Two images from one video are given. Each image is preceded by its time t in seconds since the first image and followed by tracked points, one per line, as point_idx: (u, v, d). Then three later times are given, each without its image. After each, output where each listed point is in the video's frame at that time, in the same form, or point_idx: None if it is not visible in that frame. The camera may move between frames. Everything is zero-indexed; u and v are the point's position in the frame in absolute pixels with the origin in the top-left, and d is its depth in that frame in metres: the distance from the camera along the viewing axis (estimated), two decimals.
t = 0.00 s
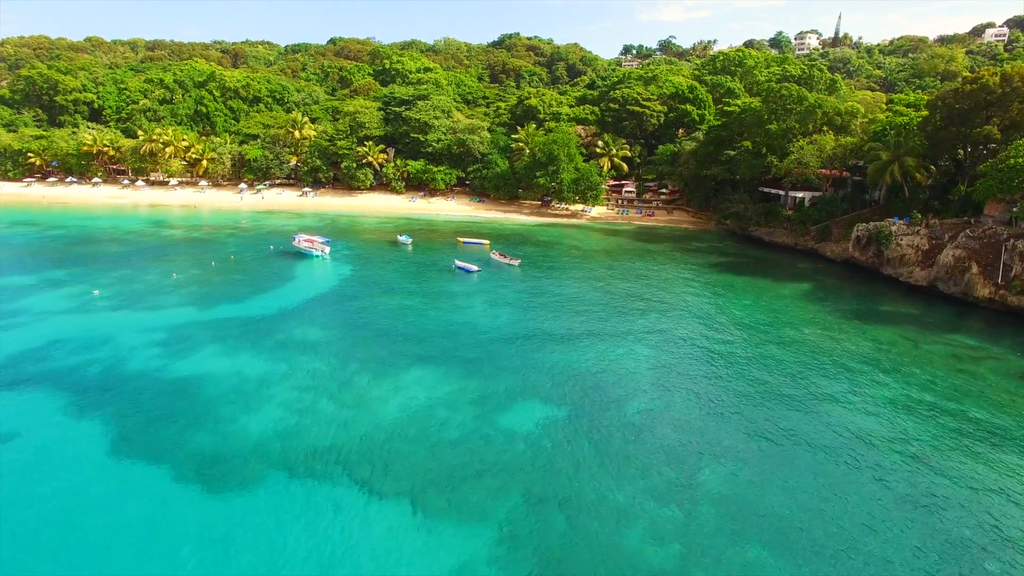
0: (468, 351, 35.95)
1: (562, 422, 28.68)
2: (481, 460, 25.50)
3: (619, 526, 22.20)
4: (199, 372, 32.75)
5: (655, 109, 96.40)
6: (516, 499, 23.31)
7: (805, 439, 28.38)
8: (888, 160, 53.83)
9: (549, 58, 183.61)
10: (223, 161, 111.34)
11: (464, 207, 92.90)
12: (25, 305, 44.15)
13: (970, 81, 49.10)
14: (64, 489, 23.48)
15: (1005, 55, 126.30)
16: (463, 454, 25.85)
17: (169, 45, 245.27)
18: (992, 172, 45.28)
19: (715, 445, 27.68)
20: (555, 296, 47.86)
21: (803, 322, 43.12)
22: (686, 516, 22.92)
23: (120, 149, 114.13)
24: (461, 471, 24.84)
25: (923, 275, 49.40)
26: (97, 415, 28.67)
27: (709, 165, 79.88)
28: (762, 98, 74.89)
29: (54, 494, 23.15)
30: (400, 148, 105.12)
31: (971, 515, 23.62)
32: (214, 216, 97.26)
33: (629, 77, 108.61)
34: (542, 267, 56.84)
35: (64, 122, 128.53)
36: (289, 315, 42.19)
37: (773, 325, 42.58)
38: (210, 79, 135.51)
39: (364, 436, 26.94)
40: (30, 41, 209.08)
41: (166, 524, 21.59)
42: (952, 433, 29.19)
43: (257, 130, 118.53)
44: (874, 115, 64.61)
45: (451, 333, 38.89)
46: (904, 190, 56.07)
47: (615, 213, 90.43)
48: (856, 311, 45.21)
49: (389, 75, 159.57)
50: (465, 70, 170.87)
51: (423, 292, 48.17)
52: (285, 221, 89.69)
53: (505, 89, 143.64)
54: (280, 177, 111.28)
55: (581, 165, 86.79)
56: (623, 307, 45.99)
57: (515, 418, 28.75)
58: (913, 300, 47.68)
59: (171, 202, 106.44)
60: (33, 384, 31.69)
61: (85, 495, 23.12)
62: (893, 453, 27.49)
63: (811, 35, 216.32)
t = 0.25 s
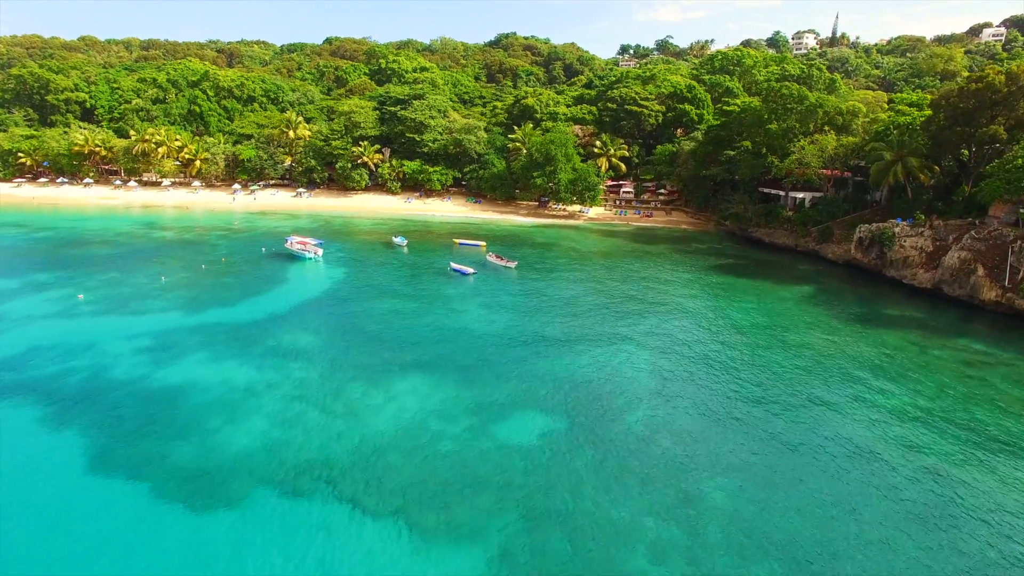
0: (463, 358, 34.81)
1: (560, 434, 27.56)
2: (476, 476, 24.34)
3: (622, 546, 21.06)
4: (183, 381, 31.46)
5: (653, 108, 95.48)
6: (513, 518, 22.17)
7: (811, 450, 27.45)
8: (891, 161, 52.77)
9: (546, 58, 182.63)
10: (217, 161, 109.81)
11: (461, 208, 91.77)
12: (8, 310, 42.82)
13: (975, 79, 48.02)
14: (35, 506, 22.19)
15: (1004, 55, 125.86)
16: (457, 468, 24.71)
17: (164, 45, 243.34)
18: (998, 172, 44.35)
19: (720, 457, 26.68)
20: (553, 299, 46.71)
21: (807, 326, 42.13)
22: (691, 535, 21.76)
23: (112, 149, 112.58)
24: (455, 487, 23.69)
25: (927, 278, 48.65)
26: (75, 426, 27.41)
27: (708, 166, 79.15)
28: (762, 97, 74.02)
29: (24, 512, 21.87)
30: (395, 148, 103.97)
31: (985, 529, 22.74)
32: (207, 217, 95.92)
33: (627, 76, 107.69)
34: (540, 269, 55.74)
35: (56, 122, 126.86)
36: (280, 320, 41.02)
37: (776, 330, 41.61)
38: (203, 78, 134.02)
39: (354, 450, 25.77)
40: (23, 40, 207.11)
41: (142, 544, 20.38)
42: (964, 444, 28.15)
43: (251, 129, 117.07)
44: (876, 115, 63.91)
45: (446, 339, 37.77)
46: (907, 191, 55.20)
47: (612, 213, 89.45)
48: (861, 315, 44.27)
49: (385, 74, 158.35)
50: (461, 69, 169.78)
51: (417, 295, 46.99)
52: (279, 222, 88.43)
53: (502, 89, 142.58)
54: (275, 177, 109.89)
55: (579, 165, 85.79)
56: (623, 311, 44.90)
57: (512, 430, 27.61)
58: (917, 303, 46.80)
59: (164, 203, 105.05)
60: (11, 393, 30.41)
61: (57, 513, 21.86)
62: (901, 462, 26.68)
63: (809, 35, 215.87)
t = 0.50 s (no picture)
0: (458, 366, 33.63)
1: (559, 448, 26.38)
2: (471, 494, 23.14)
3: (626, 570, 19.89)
4: (166, 391, 30.16)
5: (652, 108, 94.47)
6: (511, 539, 20.96)
7: (819, 461, 26.43)
8: (895, 161, 51.83)
9: (543, 57, 181.55)
10: (210, 162, 108.13)
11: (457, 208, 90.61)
12: None
13: (981, 77, 47.18)
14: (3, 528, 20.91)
15: (1003, 54, 125.36)
16: (450, 486, 23.49)
17: (158, 44, 241.38)
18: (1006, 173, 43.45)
19: (726, 469, 25.58)
20: (551, 303, 45.61)
21: (811, 331, 41.07)
22: (698, 557, 20.55)
23: (104, 149, 110.96)
24: (449, 505, 22.47)
25: (932, 280, 47.75)
26: (51, 440, 26.10)
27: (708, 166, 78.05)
28: (762, 96, 73.04)
29: None
30: (391, 148, 102.73)
31: (1005, 547, 21.65)
32: (200, 218, 94.53)
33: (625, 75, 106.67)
34: (537, 272, 54.63)
35: (47, 121, 125.09)
36: (270, 326, 39.75)
37: (779, 334, 40.56)
38: (197, 78, 132.49)
39: (343, 465, 24.53)
40: (16, 39, 205.00)
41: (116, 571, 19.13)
42: (980, 456, 26.99)
43: (245, 129, 115.50)
44: (879, 114, 62.88)
45: (442, 345, 36.59)
46: (911, 192, 54.26)
47: (611, 214, 88.41)
48: (866, 319, 43.26)
49: (381, 74, 157.05)
50: (458, 69, 168.60)
51: (411, 299, 45.83)
52: (273, 223, 87.12)
53: (499, 88, 141.43)
54: (269, 178, 108.39)
55: (577, 165, 84.67)
56: (622, 315, 43.83)
57: (509, 443, 26.43)
58: (923, 306, 45.86)
59: (156, 204, 103.53)
60: None
61: (27, 536, 20.58)
62: (913, 474, 25.63)
63: (806, 34, 215.37)
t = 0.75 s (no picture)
0: (454, 374, 32.48)
1: (559, 462, 25.24)
2: (466, 513, 21.96)
3: None
4: (149, 402, 28.92)
5: (651, 107, 93.43)
6: (507, 562, 19.79)
7: (828, 472, 25.42)
8: (900, 161, 50.85)
9: (541, 57, 180.53)
10: (203, 162, 106.56)
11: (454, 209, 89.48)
12: None
13: (989, 75, 46.28)
14: None
15: (1002, 54, 124.75)
16: (445, 504, 22.34)
17: (154, 44, 240.06)
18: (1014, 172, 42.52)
19: (733, 483, 24.50)
20: (549, 307, 44.51)
21: (817, 336, 40.00)
22: None
23: (96, 149, 109.43)
24: (442, 526, 21.30)
25: (939, 282, 46.82)
26: (26, 455, 24.87)
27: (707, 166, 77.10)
28: (763, 96, 72.10)
29: None
30: (387, 148, 101.53)
31: None
32: (194, 219, 93.19)
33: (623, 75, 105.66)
34: (535, 274, 53.54)
35: (39, 121, 123.48)
36: (260, 331, 38.54)
37: (784, 339, 39.52)
38: (191, 77, 131.03)
39: (331, 482, 23.33)
40: (9, 38, 203.27)
41: None
42: (997, 468, 25.91)
43: (239, 129, 113.91)
44: (882, 114, 61.90)
45: (436, 352, 35.45)
46: (916, 192, 53.31)
47: (609, 215, 87.38)
48: (872, 323, 42.25)
49: (377, 73, 155.74)
50: (456, 68, 167.46)
51: (406, 303, 44.69)
52: (267, 225, 85.86)
53: (497, 88, 140.33)
54: (263, 178, 106.84)
55: (575, 165, 83.60)
56: (622, 319, 42.81)
57: (506, 457, 25.26)
58: (930, 309, 44.93)
59: (149, 204, 102.08)
60: None
61: None
62: (928, 488, 24.57)
63: (805, 34, 214.68)
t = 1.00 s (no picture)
0: (449, 383, 31.30)
1: (559, 479, 24.01)
2: (460, 535, 20.77)
3: None
4: (130, 415, 27.62)
5: (650, 106, 92.33)
6: None
7: (840, 488, 24.37)
8: (905, 161, 49.83)
9: (538, 56, 179.31)
10: (197, 162, 104.89)
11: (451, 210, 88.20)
12: None
13: (997, 73, 45.24)
14: None
15: (1002, 53, 124.01)
16: (438, 527, 21.08)
17: (149, 44, 238.18)
18: None
19: (742, 502, 23.26)
20: (548, 312, 43.32)
21: (824, 342, 38.84)
22: None
23: (87, 149, 107.80)
24: (434, 550, 20.11)
25: (946, 286, 45.90)
26: None
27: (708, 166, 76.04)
28: (764, 95, 71.05)
29: None
30: (383, 148, 100.27)
31: None
32: (187, 220, 91.73)
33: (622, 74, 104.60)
34: (533, 277, 52.37)
35: (30, 120, 121.77)
36: (248, 338, 37.23)
37: (790, 345, 38.35)
38: (185, 76, 129.48)
39: (319, 502, 22.15)
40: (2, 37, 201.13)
41: None
42: (1016, 484, 24.84)
43: (233, 130, 111.17)
44: (886, 113, 60.88)
45: (431, 359, 34.26)
46: (921, 193, 52.34)
47: (608, 216, 86.26)
48: (879, 328, 41.24)
49: (374, 73, 154.39)
50: (453, 68, 166.21)
51: (401, 308, 43.45)
52: (261, 226, 84.50)
53: (494, 87, 139.09)
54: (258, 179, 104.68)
55: (573, 166, 82.47)
56: (623, 325, 41.61)
57: (503, 474, 24.09)
58: (937, 313, 43.93)
59: (142, 205, 100.55)
60: None
61: None
62: (947, 507, 23.36)
63: (804, 34, 213.88)
